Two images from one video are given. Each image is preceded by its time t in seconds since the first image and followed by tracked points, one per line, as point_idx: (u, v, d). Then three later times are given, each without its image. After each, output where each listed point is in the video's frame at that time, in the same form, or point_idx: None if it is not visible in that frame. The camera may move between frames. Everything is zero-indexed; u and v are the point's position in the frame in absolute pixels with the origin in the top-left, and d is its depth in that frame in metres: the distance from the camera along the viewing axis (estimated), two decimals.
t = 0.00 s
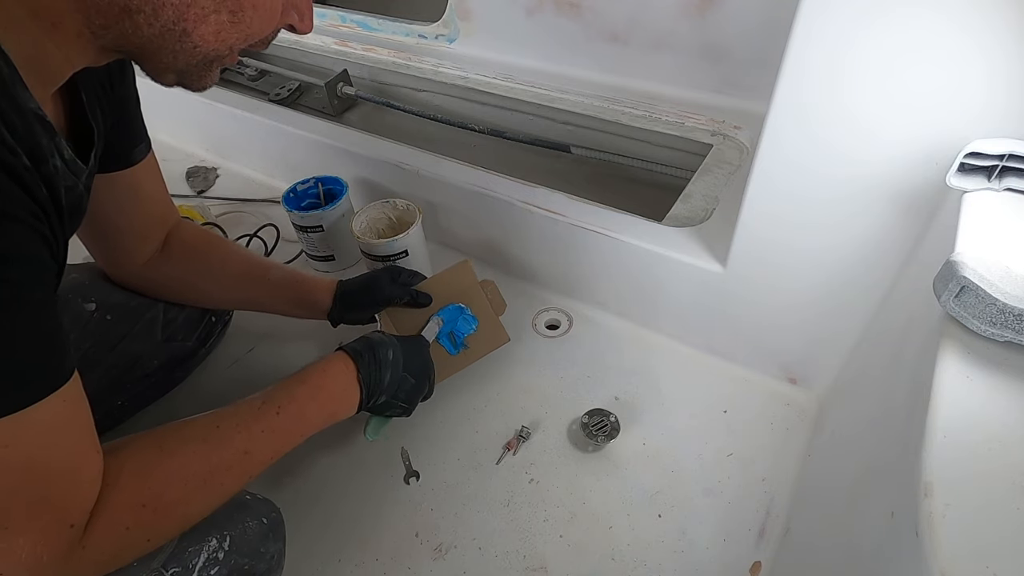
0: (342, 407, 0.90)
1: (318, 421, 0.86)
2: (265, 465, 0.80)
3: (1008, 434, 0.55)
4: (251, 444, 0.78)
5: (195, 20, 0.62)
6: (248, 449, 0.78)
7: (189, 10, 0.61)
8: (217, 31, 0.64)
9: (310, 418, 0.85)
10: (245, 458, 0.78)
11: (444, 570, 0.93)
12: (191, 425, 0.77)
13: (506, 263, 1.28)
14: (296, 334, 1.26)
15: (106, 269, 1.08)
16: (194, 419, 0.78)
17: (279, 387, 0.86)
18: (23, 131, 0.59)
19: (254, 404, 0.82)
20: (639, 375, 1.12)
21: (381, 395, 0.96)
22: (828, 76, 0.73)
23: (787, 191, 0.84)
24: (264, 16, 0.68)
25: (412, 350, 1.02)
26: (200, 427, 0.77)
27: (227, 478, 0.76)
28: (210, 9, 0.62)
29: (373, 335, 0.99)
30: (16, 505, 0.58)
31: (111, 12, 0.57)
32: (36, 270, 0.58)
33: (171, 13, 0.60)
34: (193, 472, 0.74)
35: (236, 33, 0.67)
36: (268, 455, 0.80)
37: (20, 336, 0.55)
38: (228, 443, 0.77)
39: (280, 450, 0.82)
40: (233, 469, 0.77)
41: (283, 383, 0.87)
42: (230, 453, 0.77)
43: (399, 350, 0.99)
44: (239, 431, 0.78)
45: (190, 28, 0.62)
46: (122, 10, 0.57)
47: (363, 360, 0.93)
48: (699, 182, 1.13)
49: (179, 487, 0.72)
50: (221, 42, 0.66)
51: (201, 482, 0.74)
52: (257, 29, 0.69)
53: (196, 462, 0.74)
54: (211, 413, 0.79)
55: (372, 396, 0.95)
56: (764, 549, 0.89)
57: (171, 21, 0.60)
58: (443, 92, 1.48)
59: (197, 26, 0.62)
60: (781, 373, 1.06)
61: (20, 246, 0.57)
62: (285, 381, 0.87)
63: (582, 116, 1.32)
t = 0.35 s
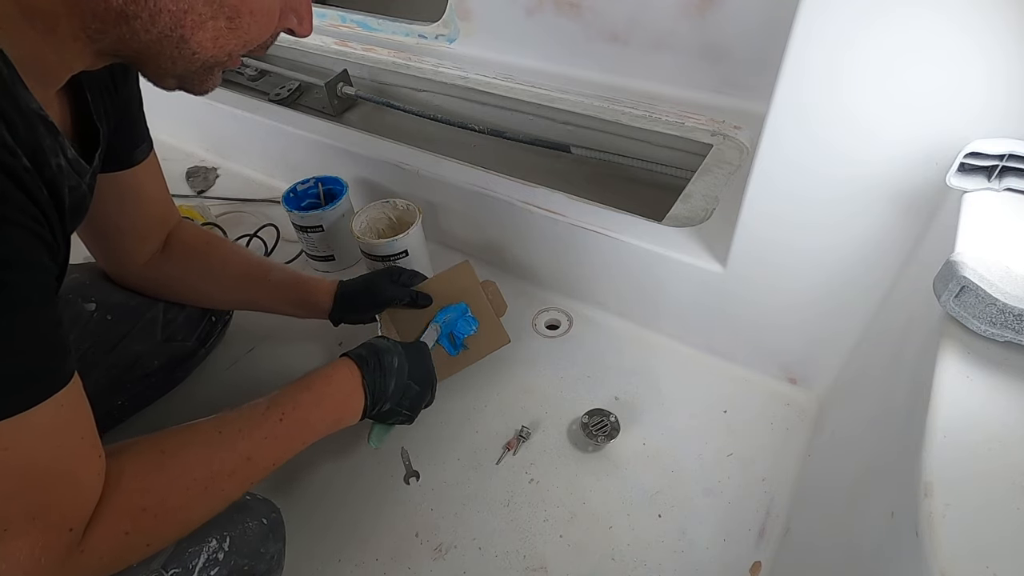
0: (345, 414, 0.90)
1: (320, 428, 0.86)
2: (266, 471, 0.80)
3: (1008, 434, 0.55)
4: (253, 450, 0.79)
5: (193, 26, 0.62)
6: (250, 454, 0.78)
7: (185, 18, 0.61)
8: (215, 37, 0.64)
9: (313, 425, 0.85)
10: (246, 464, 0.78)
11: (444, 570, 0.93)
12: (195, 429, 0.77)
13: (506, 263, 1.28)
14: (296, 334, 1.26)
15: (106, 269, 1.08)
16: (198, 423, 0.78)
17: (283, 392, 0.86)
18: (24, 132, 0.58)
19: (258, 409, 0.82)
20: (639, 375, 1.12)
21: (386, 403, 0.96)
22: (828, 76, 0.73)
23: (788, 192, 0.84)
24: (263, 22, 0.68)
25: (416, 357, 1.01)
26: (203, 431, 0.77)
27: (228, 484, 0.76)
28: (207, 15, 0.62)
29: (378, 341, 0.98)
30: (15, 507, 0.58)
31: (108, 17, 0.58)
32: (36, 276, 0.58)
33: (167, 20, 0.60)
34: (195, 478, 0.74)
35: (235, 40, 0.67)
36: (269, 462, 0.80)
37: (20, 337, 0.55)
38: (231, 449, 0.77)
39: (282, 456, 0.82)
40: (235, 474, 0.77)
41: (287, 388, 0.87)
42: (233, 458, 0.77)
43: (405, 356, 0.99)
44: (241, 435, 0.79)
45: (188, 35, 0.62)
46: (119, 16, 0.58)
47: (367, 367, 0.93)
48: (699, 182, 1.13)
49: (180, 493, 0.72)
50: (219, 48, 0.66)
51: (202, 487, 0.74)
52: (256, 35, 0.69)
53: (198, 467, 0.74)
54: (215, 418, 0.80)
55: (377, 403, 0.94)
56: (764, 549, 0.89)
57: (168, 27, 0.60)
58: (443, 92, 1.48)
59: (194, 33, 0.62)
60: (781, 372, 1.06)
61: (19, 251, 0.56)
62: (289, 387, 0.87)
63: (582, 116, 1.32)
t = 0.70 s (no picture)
0: (347, 421, 0.89)
1: (323, 435, 0.86)
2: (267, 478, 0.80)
3: (1008, 433, 0.55)
4: (254, 456, 0.78)
5: (193, 22, 0.62)
6: (251, 460, 0.78)
7: (186, 15, 0.61)
8: (215, 33, 0.65)
9: (315, 432, 0.85)
10: (246, 471, 0.77)
11: (444, 570, 0.93)
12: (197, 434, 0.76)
13: (506, 263, 1.28)
14: (296, 334, 1.26)
15: (107, 269, 1.08)
16: (201, 428, 0.78)
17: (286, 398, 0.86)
18: (25, 128, 0.58)
19: (260, 415, 0.82)
20: (639, 375, 1.12)
21: (388, 413, 0.95)
22: (827, 77, 0.73)
23: (787, 192, 0.84)
24: (263, 18, 0.68)
25: (420, 365, 1.01)
26: (204, 436, 0.77)
27: (228, 490, 0.76)
28: (206, 11, 0.62)
29: (382, 350, 0.98)
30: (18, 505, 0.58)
31: (108, 16, 0.58)
32: (37, 275, 0.58)
33: (168, 18, 0.60)
34: (195, 483, 0.73)
35: (235, 36, 0.67)
36: (269, 469, 0.80)
37: (20, 338, 0.55)
38: (232, 454, 0.77)
39: (283, 463, 0.82)
40: (235, 481, 0.76)
41: (291, 395, 0.86)
42: (234, 464, 0.77)
43: (408, 366, 0.99)
44: (242, 441, 0.78)
45: (189, 32, 0.62)
46: (119, 14, 0.58)
47: (372, 375, 0.92)
48: (699, 182, 1.13)
49: (179, 498, 0.72)
50: (220, 45, 0.66)
51: (202, 492, 0.74)
52: (256, 31, 0.68)
53: (198, 472, 0.74)
54: (218, 423, 0.80)
55: (380, 411, 0.94)
56: (764, 549, 0.89)
57: (169, 24, 0.61)
58: (443, 92, 1.48)
59: (195, 29, 0.63)
60: (781, 372, 1.06)
61: (23, 251, 0.56)
62: (292, 393, 0.87)
63: (582, 116, 1.32)
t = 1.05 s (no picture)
0: (347, 420, 0.89)
1: (322, 434, 0.86)
2: (265, 476, 0.80)
3: (1008, 434, 0.55)
4: (253, 454, 0.78)
5: (189, 18, 0.62)
6: (251, 458, 0.78)
7: (181, 10, 0.60)
8: (212, 29, 0.64)
9: (314, 431, 0.85)
10: (247, 468, 0.77)
11: (444, 570, 0.93)
12: (197, 432, 0.76)
13: (506, 263, 1.28)
14: (297, 333, 1.26)
15: (106, 268, 1.08)
16: (200, 425, 0.78)
17: (285, 397, 0.86)
18: (22, 127, 0.59)
19: (260, 413, 0.82)
20: (639, 375, 1.12)
21: (390, 411, 0.95)
22: (827, 77, 0.73)
23: (787, 192, 0.84)
24: (260, 14, 0.67)
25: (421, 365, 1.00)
26: (204, 433, 0.77)
27: (228, 486, 0.76)
28: (201, 7, 0.62)
29: (385, 347, 0.98)
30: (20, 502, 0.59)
31: (103, 14, 0.58)
32: (36, 273, 0.58)
33: (163, 13, 0.60)
34: (195, 479, 0.73)
35: (232, 32, 0.66)
36: (270, 466, 0.80)
37: (18, 334, 0.55)
38: (232, 451, 0.77)
39: (283, 462, 0.82)
40: (235, 478, 0.76)
41: (291, 393, 0.86)
42: (234, 461, 0.76)
43: (411, 362, 0.98)
44: (242, 438, 0.78)
45: (184, 27, 0.62)
46: (114, 11, 0.58)
47: (373, 373, 0.92)
48: (699, 182, 1.13)
49: (179, 494, 0.72)
50: (216, 41, 0.65)
51: (202, 488, 0.74)
52: (253, 27, 0.68)
53: (198, 468, 0.74)
54: (217, 419, 0.80)
55: (381, 410, 0.94)
56: (764, 550, 0.89)
57: (164, 20, 0.60)
58: (443, 92, 1.48)
59: (190, 25, 0.62)
60: (781, 372, 1.06)
61: (19, 249, 0.56)
62: (291, 391, 0.87)
63: (582, 116, 1.32)
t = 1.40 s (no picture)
0: (351, 423, 0.89)
1: (325, 438, 0.85)
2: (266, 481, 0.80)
3: (1008, 434, 0.55)
4: (255, 458, 0.78)
5: (187, 20, 0.61)
6: (252, 463, 0.77)
7: (180, 11, 0.60)
8: (210, 30, 0.64)
9: (316, 436, 0.84)
10: (248, 473, 0.77)
11: (444, 570, 0.93)
12: (199, 434, 0.76)
13: (506, 263, 1.28)
14: (297, 333, 1.26)
15: (107, 269, 1.08)
16: (204, 428, 0.78)
17: (291, 400, 0.85)
18: (22, 131, 0.58)
19: (263, 416, 0.81)
20: (639, 375, 1.12)
21: (393, 416, 0.96)
22: (827, 78, 0.73)
23: (787, 191, 0.84)
24: (260, 17, 0.67)
25: (430, 369, 1.01)
26: (207, 436, 0.76)
27: (229, 491, 0.76)
28: (201, 8, 0.62)
29: (390, 351, 0.97)
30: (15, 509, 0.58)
31: (102, 16, 0.58)
32: (36, 278, 0.58)
33: (161, 14, 0.60)
34: (196, 483, 0.73)
35: (231, 35, 0.66)
36: (271, 472, 0.79)
37: (20, 338, 0.55)
38: (234, 455, 0.76)
39: (285, 466, 0.81)
40: (234, 483, 0.76)
41: (298, 396, 0.86)
42: (234, 466, 0.76)
43: (416, 368, 0.98)
44: (244, 442, 0.78)
45: (182, 28, 0.62)
46: (113, 13, 0.58)
47: (378, 382, 0.92)
48: (699, 182, 1.13)
49: (179, 499, 0.72)
50: (215, 43, 0.65)
51: (202, 494, 0.74)
52: (253, 31, 0.68)
53: (198, 473, 0.74)
54: (220, 423, 0.79)
55: (383, 417, 0.94)
56: (764, 549, 0.89)
57: (162, 21, 0.60)
58: (443, 92, 1.48)
59: (189, 26, 0.62)
60: (781, 372, 1.06)
61: (19, 253, 0.56)
62: (297, 394, 0.86)
63: (582, 116, 1.32)
